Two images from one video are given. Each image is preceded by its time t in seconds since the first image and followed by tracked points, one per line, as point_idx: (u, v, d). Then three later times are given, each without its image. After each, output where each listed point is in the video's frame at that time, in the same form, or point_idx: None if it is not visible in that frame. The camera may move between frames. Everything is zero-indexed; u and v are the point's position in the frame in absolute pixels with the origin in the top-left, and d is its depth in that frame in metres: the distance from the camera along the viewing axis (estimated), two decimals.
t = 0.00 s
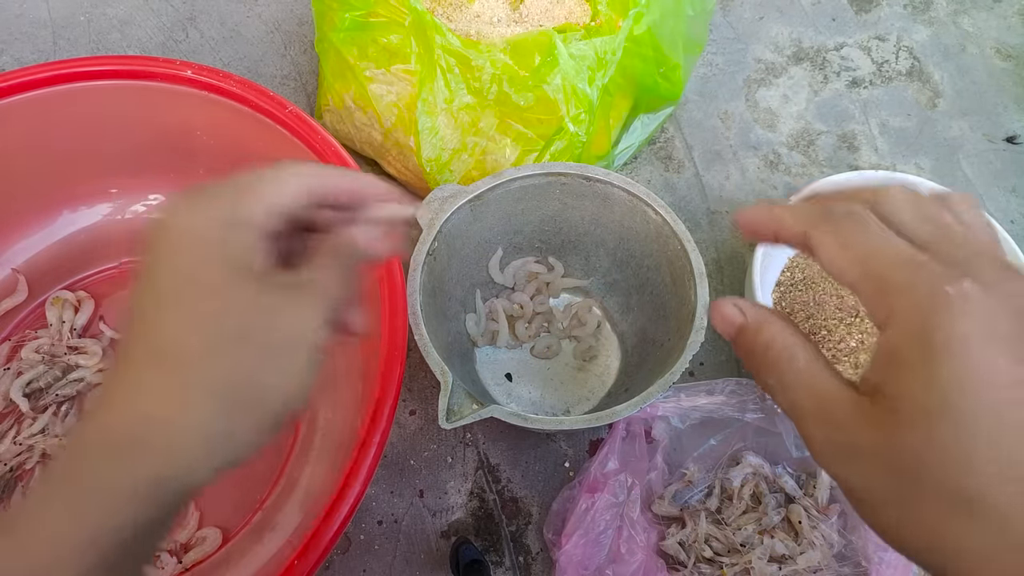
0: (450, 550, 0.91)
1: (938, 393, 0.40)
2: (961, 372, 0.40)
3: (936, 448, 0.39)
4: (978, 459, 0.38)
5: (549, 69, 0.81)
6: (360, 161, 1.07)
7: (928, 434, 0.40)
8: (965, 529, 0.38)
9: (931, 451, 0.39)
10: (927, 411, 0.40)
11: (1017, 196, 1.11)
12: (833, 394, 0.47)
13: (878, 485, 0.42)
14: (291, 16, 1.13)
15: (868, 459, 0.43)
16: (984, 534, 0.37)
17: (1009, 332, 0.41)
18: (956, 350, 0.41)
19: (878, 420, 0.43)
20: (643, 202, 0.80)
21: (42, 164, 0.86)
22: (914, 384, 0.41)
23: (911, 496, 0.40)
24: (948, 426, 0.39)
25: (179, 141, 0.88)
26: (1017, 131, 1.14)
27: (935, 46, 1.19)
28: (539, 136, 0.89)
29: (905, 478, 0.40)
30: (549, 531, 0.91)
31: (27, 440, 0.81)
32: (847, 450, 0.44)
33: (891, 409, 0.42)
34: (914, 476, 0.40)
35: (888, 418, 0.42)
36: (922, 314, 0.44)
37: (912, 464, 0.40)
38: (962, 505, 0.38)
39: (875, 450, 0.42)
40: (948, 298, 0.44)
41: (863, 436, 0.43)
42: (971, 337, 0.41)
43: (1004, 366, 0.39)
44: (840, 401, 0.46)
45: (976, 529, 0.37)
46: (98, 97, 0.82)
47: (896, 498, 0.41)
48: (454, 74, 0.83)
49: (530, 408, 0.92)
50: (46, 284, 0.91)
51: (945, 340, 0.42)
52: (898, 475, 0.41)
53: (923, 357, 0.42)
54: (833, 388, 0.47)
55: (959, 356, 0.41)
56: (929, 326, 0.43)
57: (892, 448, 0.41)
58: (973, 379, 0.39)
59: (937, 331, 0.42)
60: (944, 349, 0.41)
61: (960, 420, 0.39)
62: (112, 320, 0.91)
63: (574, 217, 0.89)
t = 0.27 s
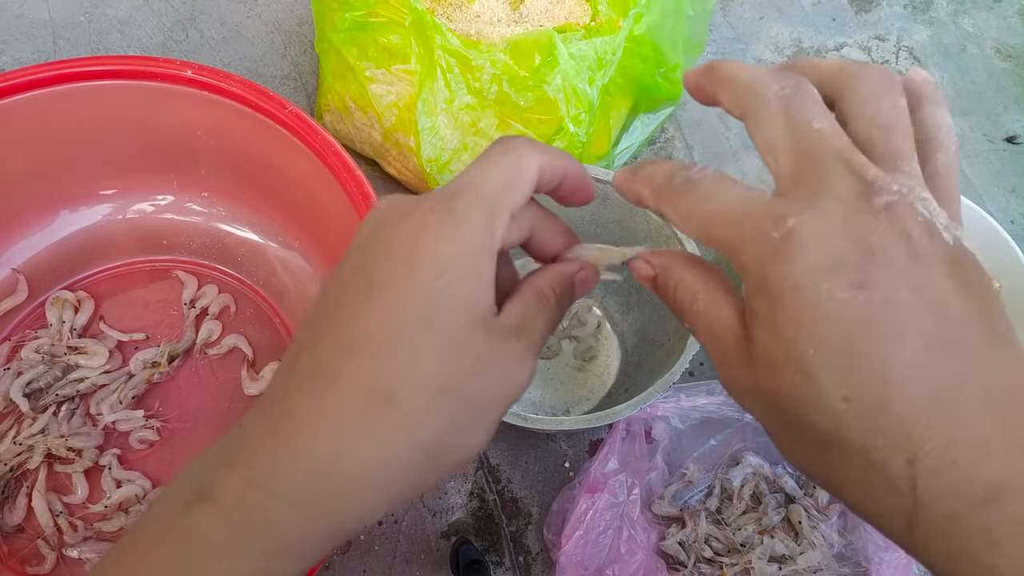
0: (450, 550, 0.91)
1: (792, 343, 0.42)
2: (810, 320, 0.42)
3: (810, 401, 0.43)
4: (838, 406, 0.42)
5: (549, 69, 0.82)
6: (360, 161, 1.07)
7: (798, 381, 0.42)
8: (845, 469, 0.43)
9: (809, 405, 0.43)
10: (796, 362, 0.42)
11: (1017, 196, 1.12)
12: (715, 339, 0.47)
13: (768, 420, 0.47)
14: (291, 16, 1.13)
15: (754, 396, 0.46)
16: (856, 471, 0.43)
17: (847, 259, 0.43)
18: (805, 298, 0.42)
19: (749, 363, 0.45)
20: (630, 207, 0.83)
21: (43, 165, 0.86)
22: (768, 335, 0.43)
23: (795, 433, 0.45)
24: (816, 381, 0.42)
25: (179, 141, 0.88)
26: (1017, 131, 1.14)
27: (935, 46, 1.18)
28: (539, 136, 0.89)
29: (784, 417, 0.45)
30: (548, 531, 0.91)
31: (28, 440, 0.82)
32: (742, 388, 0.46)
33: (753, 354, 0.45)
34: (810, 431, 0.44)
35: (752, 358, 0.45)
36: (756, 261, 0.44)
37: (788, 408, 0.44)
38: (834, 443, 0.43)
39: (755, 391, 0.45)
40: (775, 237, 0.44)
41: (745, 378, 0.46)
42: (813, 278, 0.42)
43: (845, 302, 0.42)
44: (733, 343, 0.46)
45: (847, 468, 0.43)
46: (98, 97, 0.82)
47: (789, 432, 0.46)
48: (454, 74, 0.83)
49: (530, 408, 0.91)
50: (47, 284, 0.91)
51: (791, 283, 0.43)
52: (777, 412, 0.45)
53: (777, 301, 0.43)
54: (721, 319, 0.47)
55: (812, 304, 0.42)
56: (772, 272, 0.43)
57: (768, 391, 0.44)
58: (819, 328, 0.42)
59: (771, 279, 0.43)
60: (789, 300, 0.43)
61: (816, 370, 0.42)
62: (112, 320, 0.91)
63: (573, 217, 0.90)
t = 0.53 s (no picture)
0: (449, 552, 0.91)
1: (790, 351, 0.46)
2: (804, 329, 0.46)
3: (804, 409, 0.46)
4: (835, 412, 0.45)
5: (549, 68, 0.81)
6: (359, 161, 1.06)
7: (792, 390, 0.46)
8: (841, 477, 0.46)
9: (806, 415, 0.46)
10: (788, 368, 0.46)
11: (1021, 195, 1.11)
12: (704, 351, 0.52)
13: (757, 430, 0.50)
14: (290, 14, 1.12)
15: (741, 405, 0.50)
16: (850, 476, 0.45)
17: (840, 266, 0.47)
18: (800, 305, 0.46)
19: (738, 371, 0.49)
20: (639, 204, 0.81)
21: (40, 164, 0.85)
22: (764, 344, 0.47)
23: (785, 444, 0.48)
24: (814, 389, 0.45)
25: (177, 140, 0.87)
26: (1020, 131, 1.13)
27: (938, 44, 1.17)
28: (539, 134, 0.88)
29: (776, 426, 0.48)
30: (549, 533, 0.90)
31: (25, 440, 0.82)
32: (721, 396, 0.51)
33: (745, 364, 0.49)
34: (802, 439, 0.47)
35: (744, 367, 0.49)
36: (751, 269, 0.48)
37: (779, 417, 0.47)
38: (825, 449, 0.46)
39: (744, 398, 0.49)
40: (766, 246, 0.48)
41: (732, 387, 0.50)
42: (808, 285, 0.46)
43: (840, 309, 0.45)
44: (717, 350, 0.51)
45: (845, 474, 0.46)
46: (95, 96, 0.82)
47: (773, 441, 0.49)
48: (454, 72, 0.82)
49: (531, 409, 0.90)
50: (43, 284, 0.90)
51: (787, 290, 0.46)
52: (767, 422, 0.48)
53: (771, 313, 0.47)
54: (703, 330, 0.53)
55: (802, 312, 0.46)
56: (766, 279, 0.47)
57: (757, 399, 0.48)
58: (814, 334, 0.45)
59: (767, 289, 0.47)
60: (782, 308, 0.46)
61: (809, 377, 0.45)
62: (109, 320, 0.90)
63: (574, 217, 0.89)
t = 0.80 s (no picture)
0: (449, 552, 0.91)
1: (894, 328, 0.45)
2: (913, 304, 0.45)
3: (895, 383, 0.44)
4: (925, 393, 0.44)
5: (549, 68, 0.81)
6: (359, 161, 1.06)
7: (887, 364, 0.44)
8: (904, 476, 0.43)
9: (897, 393, 0.44)
10: (888, 341, 0.45)
11: (1021, 195, 1.11)
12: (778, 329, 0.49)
13: (813, 420, 0.46)
14: (290, 14, 1.12)
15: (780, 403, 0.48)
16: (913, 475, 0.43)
17: (949, 265, 0.47)
18: (911, 283, 0.45)
19: (829, 343, 0.46)
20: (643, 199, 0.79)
21: (40, 164, 0.85)
22: (873, 313, 0.45)
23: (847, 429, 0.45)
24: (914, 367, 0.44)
25: (178, 140, 0.87)
26: (1021, 130, 1.13)
27: (938, 44, 1.17)
28: (539, 134, 0.88)
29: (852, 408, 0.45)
30: (549, 533, 0.90)
31: (25, 441, 0.82)
32: (791, 371, 0.47)
33: (842, 329, 0.46)
34: (880, 423, 0.44)
35: (838, 338, 0.46)
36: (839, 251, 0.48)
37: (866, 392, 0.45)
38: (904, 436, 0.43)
39: (822, 373, 0.46)
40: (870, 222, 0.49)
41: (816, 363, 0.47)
42: (925, 270, 0.46)
43: (948, 300, 0.45)
44: (787, 329, 0.49)
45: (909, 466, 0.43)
46: (96, 96, 0.82)
47: (828, 433, 0.46)
48: (454, 72, 0.82)
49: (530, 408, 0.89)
50: (43, 284, 0.90)
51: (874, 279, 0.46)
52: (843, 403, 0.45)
53: (871, 289, 0.46)
54: (761, 312, 0.50)
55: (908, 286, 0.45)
56: (883, 249, 0.47)
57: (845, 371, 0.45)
58: (897, 324, 0.45)
59: (887, 262, 0.46)
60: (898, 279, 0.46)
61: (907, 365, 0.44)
62: (109, 320, 0.90)
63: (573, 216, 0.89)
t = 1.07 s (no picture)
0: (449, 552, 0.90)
1: (1000, 387, 0.44)
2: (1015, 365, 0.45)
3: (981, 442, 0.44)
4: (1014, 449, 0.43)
5: (549, 67, 0.81)
6: (359, 161, 1.06)
7: (976, 419, 0.44)
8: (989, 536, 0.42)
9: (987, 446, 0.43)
10: (980, 399, 0.44)
11: (1021, 195, 1.11)
12: (872, 376, 0.49)
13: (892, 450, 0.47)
14: (290, 14, 1.12)
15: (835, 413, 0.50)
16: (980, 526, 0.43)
17: None
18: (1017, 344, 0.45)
19: (929, 399, 0.46)
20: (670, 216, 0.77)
21: (40, 164, 0.85)
22: (982, 365, 0.45)
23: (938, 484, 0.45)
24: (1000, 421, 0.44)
25: (178, 140, 0.87)
26: (1021, 130, 1.13)
27: (938, 44, 1.17)
28: (539, 134, 0.88)
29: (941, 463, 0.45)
30: (549, 534, 0.90)
31: (25, 441, 0.81)
32: (879, 420, 0.48)
33: (946, 385, 0.46)
34: (960, 485, 0.44)
35: (942, 394, 0.46)
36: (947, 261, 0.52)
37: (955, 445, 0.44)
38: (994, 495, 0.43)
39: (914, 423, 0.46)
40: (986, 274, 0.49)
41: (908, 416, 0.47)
42: None
43: None
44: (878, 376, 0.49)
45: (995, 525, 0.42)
46: (96, 97, 0.82)
47: (922, 486, 0.45)
48: (454, 72, 0.82)
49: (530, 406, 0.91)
50: (43, 284, 0.90)
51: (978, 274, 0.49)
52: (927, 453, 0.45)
53: (976, 343, 0.46)
54: (859, 355, 0.50)
55: None
56: (997, 306, 0.47)
57: (940, 425, 0.45)
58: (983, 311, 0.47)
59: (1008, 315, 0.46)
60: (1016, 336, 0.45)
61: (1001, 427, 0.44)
62: (109, 320, 0.89)
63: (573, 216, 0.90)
